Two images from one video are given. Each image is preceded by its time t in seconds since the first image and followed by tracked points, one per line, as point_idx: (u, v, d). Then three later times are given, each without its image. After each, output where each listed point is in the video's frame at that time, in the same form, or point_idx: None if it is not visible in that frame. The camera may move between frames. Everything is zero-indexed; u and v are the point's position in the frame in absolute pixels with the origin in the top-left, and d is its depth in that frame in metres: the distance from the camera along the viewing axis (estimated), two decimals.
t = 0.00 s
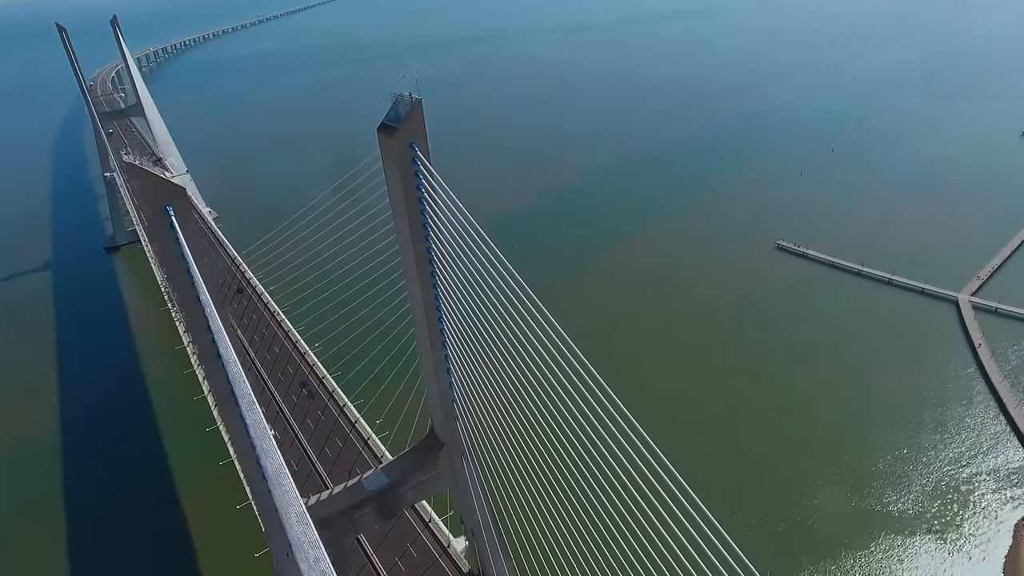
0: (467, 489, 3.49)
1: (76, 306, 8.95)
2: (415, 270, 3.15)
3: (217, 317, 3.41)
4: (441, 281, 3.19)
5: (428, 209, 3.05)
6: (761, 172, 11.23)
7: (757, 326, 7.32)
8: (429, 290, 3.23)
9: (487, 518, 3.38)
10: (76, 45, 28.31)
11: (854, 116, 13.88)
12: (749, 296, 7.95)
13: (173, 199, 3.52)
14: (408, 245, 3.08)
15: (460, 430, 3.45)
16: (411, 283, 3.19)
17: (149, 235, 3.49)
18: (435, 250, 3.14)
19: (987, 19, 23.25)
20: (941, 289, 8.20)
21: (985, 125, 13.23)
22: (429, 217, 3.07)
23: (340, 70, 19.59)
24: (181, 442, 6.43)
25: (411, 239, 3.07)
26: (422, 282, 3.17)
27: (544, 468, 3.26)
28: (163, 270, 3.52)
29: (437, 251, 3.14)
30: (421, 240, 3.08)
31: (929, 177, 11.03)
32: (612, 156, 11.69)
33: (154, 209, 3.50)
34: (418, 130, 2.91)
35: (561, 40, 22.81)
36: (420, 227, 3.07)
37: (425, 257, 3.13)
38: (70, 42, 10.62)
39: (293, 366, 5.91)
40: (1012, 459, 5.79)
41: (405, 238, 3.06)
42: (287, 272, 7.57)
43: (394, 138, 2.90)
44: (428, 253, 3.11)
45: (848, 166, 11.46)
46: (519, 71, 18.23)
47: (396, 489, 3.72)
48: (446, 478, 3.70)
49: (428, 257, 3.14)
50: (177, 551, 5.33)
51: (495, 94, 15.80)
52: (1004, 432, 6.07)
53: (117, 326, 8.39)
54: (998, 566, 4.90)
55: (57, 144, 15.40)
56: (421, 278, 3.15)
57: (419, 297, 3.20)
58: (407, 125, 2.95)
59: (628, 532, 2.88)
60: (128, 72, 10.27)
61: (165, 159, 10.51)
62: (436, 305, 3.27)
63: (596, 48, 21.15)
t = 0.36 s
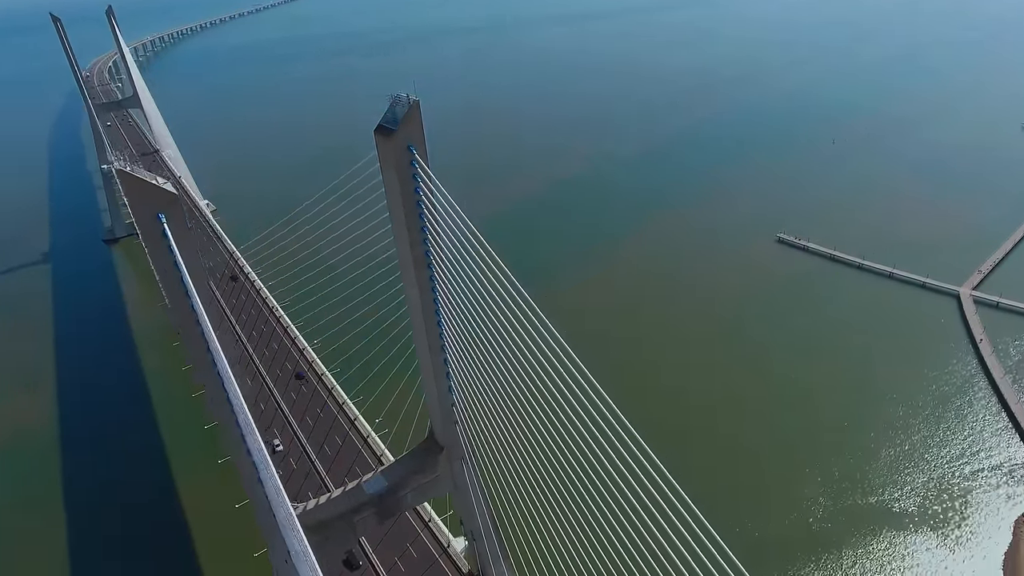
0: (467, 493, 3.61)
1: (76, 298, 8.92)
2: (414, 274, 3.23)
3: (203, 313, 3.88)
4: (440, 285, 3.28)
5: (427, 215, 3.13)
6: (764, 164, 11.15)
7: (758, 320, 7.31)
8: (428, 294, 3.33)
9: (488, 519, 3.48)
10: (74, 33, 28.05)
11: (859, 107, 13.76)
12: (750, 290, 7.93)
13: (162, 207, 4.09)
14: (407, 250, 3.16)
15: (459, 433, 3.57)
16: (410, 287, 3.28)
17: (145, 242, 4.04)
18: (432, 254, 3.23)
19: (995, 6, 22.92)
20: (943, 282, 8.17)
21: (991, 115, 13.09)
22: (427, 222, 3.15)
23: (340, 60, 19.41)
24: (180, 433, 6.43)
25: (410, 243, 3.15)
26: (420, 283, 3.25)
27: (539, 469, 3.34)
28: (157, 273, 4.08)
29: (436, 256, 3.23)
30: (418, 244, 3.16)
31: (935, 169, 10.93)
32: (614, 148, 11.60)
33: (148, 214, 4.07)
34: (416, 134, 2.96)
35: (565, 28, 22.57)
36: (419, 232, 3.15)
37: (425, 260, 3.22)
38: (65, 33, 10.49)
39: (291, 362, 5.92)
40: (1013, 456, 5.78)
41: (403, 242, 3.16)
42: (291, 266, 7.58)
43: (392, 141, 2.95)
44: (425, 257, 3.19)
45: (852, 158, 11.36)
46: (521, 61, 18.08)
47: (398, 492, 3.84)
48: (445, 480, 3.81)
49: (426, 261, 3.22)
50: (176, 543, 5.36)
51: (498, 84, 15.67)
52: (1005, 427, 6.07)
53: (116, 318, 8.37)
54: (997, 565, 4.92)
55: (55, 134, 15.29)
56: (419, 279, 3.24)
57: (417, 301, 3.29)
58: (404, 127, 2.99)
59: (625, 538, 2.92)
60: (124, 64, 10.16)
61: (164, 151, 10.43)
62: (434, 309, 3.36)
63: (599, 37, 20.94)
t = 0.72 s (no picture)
0: (467, 497, 3.67)
1: (74, 290, 8.88)
2: (412, 278, 3.24)
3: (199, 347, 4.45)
4: (438, 288, 3.28)
5: (424, 217, 3.12)
6: (763, 154, 11.05)
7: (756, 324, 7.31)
8: (427, 298, 3.33)
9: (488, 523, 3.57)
10: (68, 18, 27.76)
11: (860, 93, 13.64)
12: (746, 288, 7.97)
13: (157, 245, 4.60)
14: (405, 253, 3.16)
15: (458, 436, 3.62)
16: (408, 290, 3.27)
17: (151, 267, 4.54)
18: (431, 258, 3.21)
19: None
20: (944, 275, 8.13)
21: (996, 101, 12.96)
22: (426, 226, 3.14)
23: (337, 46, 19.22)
24: (179, 421, 6.47)
25: (409, 248, 3.16)
26: (418, 286, 3.25)
27: (536, 472, 3.36)
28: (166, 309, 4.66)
29: (434, 260, 3.22)
30: (416, 247, 3.16)
31: (937, 159, 10.85)
32: (614, 137, 11.50)
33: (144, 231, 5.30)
34: (413, 135, 2.92)
35: (565, 14, 22.34)
36: (417, 236, 3.14)
37: (424, 265, 3.20)
38: (61, 23, 10.36)
39: (290, 359, 5.92)
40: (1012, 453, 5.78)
41: (401, 246, 3.15)
42: (292, 260, 7.54)
43: (390, 142, 2.91)
44: (423, 261, 3.18)
45: (854, 149, 11.27)
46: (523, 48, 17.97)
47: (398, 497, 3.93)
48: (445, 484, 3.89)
49: (425, 265, 3.21)
50: (174, 529, 5.42)
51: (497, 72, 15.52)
52: (1005, 422, 6.07)
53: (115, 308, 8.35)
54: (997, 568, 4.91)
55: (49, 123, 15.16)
56: (417, 283, 3.24)
57: (416, 305, 3.29)
58: (402, 129, 2.96)
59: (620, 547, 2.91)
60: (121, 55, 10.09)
61: (162, 142, 10.41)
62: (434, 314, 3.37)
63: (600, 23, 20.74)
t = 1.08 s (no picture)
0: (467, 501, 3.77)
1: (71, 283, 8.84)
2: (410, 281, 3.31)
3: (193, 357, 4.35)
4: (436, 292, 3.35)
5: (421, 220, 3.18)
6: (764, 146, 10.99)
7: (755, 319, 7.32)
8: (425, 301, 3.40)
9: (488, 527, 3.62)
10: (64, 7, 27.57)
11: (862, 82, 13.55)
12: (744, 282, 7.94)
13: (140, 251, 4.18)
14: (402, 255, 3.23)
15: (458, 439, 3.72)
16: (405, 292, 3.34)
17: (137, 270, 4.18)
18: (428, 261, 3.28)
19: None
20: (945, 268, 8.11)
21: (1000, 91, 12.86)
22: (423, 229, 3.20)
23: (335, 36, 19.09)
24: (178, 419, 6.47)
25: (406, 252, 3.24)
26: (415, 289, 3.33)
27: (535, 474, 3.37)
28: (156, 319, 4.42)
29: (431, 264, 3.28)
30: (413, 250, 3.23)
31: (938, 148, 10.81)
32: (613, 128, 11.43)
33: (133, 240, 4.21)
34: (408, 139, 2.99)
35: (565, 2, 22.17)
36: (414, 240, 3.21)
37: (421, 268, 3.29)
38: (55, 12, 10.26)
39: (290, 356, 5.96)
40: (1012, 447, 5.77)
41: (399, 249, 3.23)
42: (291, 255, 7.52)
43: (386, 145, 2.97)
44: (421, 265, 3.27)
45: (856, 138, 11.19)
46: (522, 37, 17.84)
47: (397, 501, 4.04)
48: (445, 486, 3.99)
49: (422, 269, 3.30)
50: (176, 527, 5.42)
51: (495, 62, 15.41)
52: (1005, 417, 6.05)
53: (113, 301, 8.32)
54: (997, 568, 4.89)
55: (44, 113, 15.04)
56: (414, 286, 3.31)
57: (414, 308, 3.37)
58: (398, 133, 3.02)
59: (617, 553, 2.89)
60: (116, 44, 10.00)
61: (160, 132, 10.35)
62: (432, 317, 3.44)
63: (600, 11, 20.58)
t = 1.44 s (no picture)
0: (468, 504, 3.85)
1: (70, 276, 8.80)
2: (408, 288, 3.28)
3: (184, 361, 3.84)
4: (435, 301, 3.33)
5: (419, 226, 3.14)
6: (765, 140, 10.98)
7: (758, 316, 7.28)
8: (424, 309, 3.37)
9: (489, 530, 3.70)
10: None
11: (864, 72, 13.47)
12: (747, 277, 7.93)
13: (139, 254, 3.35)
14: (400, 263, 3.20)
15: (458, 444, 3.73)
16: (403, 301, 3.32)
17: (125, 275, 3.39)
18: (427, 268, 3.25)
19: None
20: (947, 262, 8.07)
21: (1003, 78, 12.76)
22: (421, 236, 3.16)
23: (334, 28, 19.02)
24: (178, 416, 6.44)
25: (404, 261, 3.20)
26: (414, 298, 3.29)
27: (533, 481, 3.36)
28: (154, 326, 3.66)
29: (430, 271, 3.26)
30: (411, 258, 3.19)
31: (941, 140, 10.75)
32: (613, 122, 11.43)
33: (119, 244, 3.35)
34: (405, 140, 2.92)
35: None
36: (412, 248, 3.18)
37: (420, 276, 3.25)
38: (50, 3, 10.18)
39: (290, 354, 5.94)
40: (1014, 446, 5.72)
41: (397, 257, 3.19)
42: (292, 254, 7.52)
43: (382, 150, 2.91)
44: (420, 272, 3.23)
45: (857, 131, 11.19)
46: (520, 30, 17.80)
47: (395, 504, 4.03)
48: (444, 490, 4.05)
49: (421, 275, 3.26)
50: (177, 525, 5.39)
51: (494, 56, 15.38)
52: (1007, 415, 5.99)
53: (112, 294, 8.27)
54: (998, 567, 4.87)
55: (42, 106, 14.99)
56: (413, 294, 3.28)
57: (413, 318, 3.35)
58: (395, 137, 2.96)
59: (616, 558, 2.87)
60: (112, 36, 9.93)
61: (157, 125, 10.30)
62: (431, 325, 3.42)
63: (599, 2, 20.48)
